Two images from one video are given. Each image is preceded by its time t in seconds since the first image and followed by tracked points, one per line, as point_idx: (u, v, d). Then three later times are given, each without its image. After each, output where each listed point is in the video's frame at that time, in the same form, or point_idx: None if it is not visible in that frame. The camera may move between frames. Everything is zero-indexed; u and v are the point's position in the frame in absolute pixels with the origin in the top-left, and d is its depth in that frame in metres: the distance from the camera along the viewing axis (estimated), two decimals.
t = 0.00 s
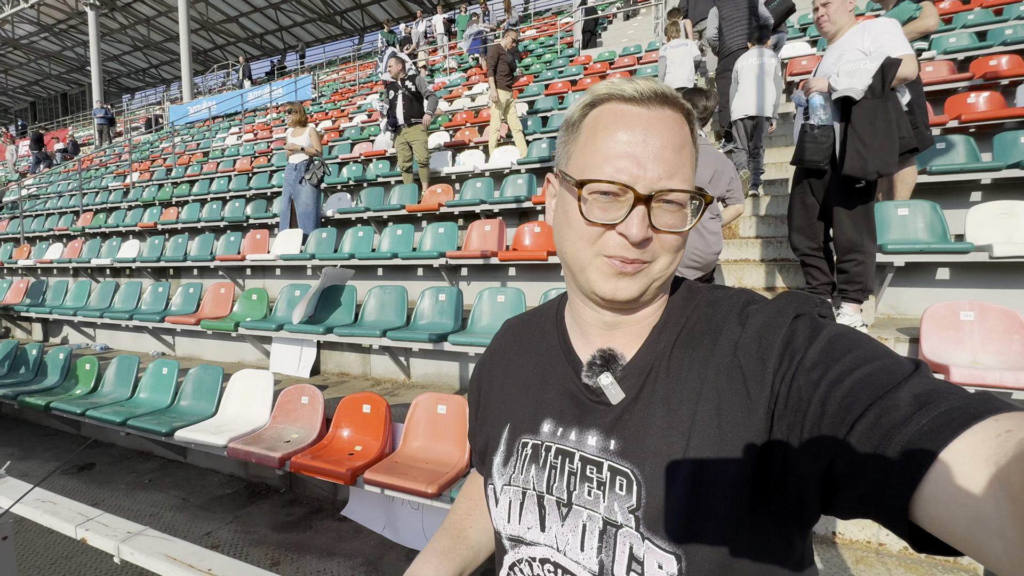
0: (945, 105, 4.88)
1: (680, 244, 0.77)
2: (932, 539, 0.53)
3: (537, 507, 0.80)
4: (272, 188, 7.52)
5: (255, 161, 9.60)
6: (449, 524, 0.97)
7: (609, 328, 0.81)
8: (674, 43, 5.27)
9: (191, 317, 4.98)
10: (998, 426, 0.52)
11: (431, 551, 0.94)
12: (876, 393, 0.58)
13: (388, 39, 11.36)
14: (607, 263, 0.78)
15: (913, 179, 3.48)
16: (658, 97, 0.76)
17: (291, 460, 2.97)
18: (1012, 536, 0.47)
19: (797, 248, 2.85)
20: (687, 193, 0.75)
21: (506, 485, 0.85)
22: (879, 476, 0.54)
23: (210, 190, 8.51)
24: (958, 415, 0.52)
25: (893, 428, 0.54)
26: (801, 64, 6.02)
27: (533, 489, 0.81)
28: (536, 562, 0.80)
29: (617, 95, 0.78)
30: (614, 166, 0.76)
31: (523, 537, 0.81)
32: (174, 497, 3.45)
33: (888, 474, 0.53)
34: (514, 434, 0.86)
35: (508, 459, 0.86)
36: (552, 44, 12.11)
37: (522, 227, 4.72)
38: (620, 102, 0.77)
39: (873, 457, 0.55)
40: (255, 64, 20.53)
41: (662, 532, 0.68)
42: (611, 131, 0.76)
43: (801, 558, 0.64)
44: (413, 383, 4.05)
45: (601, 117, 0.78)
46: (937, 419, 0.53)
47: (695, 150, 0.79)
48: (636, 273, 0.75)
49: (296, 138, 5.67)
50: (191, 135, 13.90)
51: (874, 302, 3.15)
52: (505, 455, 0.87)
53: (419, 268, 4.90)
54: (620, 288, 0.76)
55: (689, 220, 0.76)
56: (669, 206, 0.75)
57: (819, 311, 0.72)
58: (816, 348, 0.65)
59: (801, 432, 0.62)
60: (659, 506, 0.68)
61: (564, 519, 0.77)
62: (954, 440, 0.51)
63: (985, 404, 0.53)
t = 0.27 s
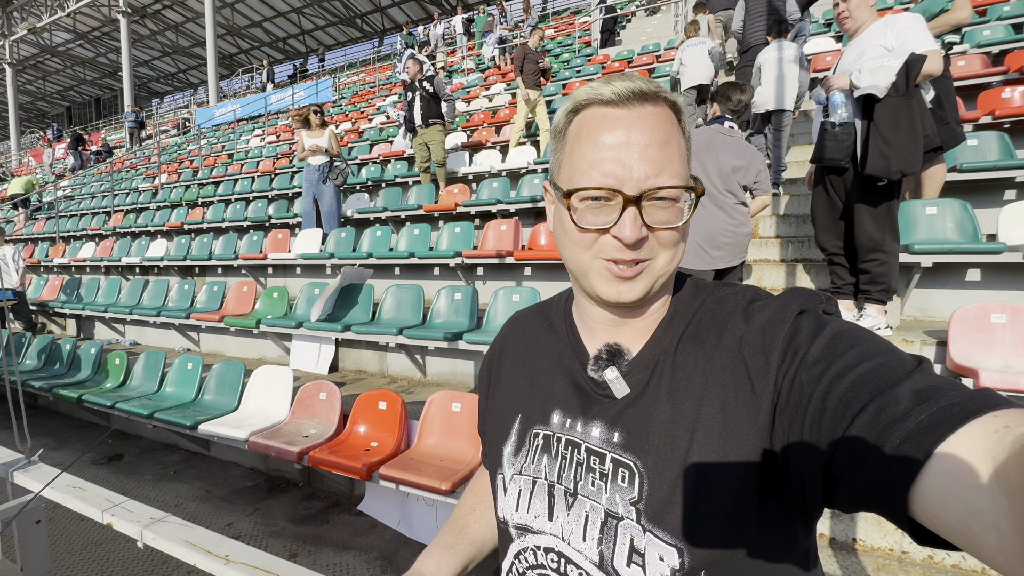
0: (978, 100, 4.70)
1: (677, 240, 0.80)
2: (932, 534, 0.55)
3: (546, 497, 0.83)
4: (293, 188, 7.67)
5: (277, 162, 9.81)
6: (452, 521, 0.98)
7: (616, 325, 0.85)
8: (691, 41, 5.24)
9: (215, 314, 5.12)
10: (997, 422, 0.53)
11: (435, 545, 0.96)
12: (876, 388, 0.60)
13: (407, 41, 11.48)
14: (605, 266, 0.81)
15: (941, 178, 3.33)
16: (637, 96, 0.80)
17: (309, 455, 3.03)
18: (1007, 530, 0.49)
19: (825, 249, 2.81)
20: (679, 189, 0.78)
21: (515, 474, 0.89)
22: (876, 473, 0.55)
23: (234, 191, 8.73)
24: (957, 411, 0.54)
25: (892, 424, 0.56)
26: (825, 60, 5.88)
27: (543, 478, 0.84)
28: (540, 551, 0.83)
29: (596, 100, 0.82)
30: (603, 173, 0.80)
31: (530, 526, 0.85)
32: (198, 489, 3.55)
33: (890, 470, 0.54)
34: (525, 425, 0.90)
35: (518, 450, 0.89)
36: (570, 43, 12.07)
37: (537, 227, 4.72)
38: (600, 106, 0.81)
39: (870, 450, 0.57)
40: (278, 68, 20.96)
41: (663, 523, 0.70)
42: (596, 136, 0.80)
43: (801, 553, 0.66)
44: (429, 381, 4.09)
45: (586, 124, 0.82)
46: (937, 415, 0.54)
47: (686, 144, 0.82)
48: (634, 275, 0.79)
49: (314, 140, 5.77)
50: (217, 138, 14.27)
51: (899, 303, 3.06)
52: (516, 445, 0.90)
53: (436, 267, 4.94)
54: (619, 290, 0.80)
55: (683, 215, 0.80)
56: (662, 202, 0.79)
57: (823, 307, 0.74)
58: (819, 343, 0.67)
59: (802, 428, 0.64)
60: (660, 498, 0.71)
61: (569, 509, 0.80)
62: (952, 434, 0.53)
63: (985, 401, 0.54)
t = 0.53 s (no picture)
0: (1006, 94, 4.56)
1: (677, 227, 0.80)
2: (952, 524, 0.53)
3: (552, 484, 0.83)
4: (309, 187, 7.77)
5: (292, 161, 9.94)
6: (456, 514, 0.98)
7: (623, 314, 0.84)
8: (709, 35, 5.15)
9: (232, 311, 5.22)
10: (1012, 409, 0.52)
11: (437, 537, 0.95)
12: (889, 376, 0.58)
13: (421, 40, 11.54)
14: (606, 252, 0.82)
15: (966, 174, 3.29)
16: (639, 85, 0.81)
17: (321, 449, 3.07)
18: None
19: (843, 245, 2.75)
20: (678, 175, 0.79)
21: (523, 462, 0.88)
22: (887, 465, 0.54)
23: (251, 190, 8.87)
24: (972, 399, 0.52)
25: (904, 413, 0.54)
26: (845, 53, 5.74)
27: (551, 465, 0.84)
28: (545, 537, 0.83)
29: (599, 89, 0.83)
30: (604, 159, 0.81)
31: (536, 512, 0.84)
32: (214, 481, 3.63)
33: (907, 458, 0.53)
34: (533, 415, 0.90)
35: (527, 438, 0.89)
36: (584, 41, 12.00)
37: (549, 224, 4.71)
38: (604, 95, 0.82)
39: (878, 439, 0.56)
40: (294, 69, 21.23)
41: (668, 512, 0.70)
42: (598, 124, 0.81)
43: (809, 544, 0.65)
44: (440, 378, 4.11)
45: (588, 112, 0.83)
46: (951, 404, 0.53)
47: (688, 134, 0.83)
48: (634, 260, 0.80)
49: (329, 140, 5.80)
50: (235, 138, 14.52)
51: (921, 302, 2.97)
52: (524, 434, 0.90)
53: (448, 265, 4.95)
54: (621, 275, 0.80)
55: (684, 202, 0.80)
56: (662, 188, 0.80)
57: (832, 296, 0.72)
58: (828, 333, 0.66)
59: (813, 418, 0.62)
60: (665, 486, 0.70)
61: (576, 496, 0.80)
62: (967, 424, 0.51)
63: (1001, 388, 0.53)
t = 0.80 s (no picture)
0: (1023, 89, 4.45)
1: (671, 224, 0.79)
2: (936, 528, 0.53)
3: (545, 480, 0.82)
4: (317, 186, 7.83)
5: (301, 160, 10.02)
6: (450, 517, 0.98)
7: (617, 313, 0.84)
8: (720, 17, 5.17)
9: (241, 309, 5.27)
10: (997, 413, 0.52)
11: (431, 538, 0.95)
12: (878, 381, 0.58)
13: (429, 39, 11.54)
14: (600, 248, 0.81)
15: (981, 170, 3.22)
16: (637, 86, 0.80)
17: (327, 447, 3.09)
18: (1007, 520, 0.48)
19: (853, 244, 2.72)
20: (673, 172, 0.78)
21: (518, 458, 0.87)
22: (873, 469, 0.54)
23: (261, 189, 8.96)
24: (957, 404, 0.53)
25: (893, 417, 0.55)
26: (858, 47, 5.63)
27: (544, 461, 0.83)
28: (538, 532, 0.82)
29: (599, 89, 0.82)
30: (600, 155, 0.80)
31: (529, 507, 0.83)
32: (224, 477, 3.67)
33: (892, 454, 0.53)
34: (528, 411, 0.89)
35: (521, 434, 0.88)
36: (593, 38, 11.93)
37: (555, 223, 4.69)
38: (604, 95, 0.82)
39: (874, 438, 0.56)
40: (304, 68, 21.36)
41: (656, 508, 0.68)
42: (596, 122, 0.81)
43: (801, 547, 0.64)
44: (446, 376, 4.12)
45: (588, 110, 0.83)
46: (936, 409, 0.53)
47: (686, 134, 0.82)
48: (629, 256, 0.79)
49: (344, 139, 5.73)
50: (245, 137, 14.66)
51: (933, 300, 2.91)
52: (519, 429, 0.89)
53: (454, 263, 4.96)
54: (615, 272, 0.80)
55: (678, 199, 0.79)
56: (656, 184, 0.78)
57: (825, 302, 0.72)
58: (820, 337, 0.65)
59: (802, 421, 0.63)
60: (654, 482, 0.69)
61: (567, 490, 0.79)
62: (952, 427, 0.52)
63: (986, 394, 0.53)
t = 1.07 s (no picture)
0: None
1: (679, 229, 0.77)
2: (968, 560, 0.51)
3: (547, 492, 0.81)
4: (321, 185, 7.83)
5: (306, 159, 10.03)
6: (449, 528, 0.97)
7: (621, 322, 0.82)
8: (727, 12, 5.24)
9: (246, 308, 5.29)
10: None
11: (430, 551, 0.93)
12: (903, 404, 0.56)
13: (432, 35, 11.50)
14: (605, 251, 0.79)
15: (993, 165, 3.15)
16: (650, 88, 0.77)
17: (331, 447, 3.09)
18: None
19: (862, 242, 2.69)
20: (683, 177, 0.75)
21: (520, 468, 0.86)
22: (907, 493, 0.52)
23: (266, 188, 8.98)
24: (995, 430, 0.50)
25: (918, 441, 0.52)
26: (867, 41, 5.54)
27: (546, 473, 0.82)
28: (539, 545, 0.81)
29: (612, 90, 0.80)
30: (609, 157, 0.78)
31: (531, 520, 0.82)
32: (229, 477, 3.69)
33: (923, 481, 0.51)
34: (530, 420, 0.87)
35: (523, 444, 0.87)
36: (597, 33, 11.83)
37: (559, 221, 4.66)
38: (615, 97, 0.79)
39: (911, 452, 0.52)
40: (308, 66, 21.37)
41: (658, 526, 0.67)
42: (606, 124, 0.78)
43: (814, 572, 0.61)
44: (450, 375, 4.11)
45: (599, 113, 0.81)
46: (970, 434, 0.50)
47: (699, 139, 0.79)
48: (636, 261, 0.77)
49: (356, 138, 5.81)
50: (250, 136, 14.71)
51: (944, 299, 2.85)
52: (520, 439, 0.87)
53: (458, 262, 4.95)
54: (621, 277, 0.78)
55: (689, 205, 0.76)
56: (666, 190, 0.77)
57: (839, 317, 0.69)
58: (836, 355, 0.63)
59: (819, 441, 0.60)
60: (657, 500, 0.67)
61: (571, 505, 0.77)
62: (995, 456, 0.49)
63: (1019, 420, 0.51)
